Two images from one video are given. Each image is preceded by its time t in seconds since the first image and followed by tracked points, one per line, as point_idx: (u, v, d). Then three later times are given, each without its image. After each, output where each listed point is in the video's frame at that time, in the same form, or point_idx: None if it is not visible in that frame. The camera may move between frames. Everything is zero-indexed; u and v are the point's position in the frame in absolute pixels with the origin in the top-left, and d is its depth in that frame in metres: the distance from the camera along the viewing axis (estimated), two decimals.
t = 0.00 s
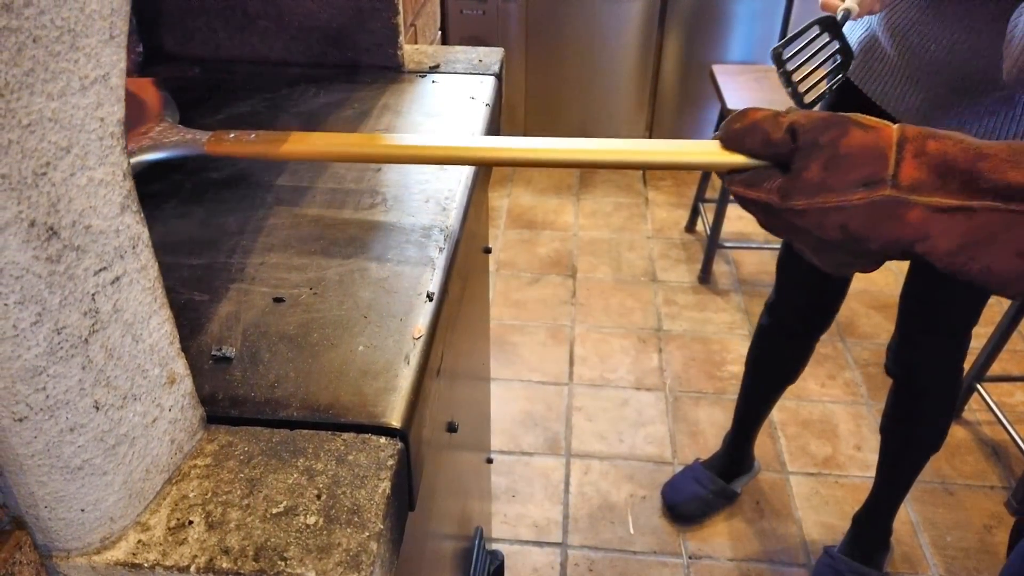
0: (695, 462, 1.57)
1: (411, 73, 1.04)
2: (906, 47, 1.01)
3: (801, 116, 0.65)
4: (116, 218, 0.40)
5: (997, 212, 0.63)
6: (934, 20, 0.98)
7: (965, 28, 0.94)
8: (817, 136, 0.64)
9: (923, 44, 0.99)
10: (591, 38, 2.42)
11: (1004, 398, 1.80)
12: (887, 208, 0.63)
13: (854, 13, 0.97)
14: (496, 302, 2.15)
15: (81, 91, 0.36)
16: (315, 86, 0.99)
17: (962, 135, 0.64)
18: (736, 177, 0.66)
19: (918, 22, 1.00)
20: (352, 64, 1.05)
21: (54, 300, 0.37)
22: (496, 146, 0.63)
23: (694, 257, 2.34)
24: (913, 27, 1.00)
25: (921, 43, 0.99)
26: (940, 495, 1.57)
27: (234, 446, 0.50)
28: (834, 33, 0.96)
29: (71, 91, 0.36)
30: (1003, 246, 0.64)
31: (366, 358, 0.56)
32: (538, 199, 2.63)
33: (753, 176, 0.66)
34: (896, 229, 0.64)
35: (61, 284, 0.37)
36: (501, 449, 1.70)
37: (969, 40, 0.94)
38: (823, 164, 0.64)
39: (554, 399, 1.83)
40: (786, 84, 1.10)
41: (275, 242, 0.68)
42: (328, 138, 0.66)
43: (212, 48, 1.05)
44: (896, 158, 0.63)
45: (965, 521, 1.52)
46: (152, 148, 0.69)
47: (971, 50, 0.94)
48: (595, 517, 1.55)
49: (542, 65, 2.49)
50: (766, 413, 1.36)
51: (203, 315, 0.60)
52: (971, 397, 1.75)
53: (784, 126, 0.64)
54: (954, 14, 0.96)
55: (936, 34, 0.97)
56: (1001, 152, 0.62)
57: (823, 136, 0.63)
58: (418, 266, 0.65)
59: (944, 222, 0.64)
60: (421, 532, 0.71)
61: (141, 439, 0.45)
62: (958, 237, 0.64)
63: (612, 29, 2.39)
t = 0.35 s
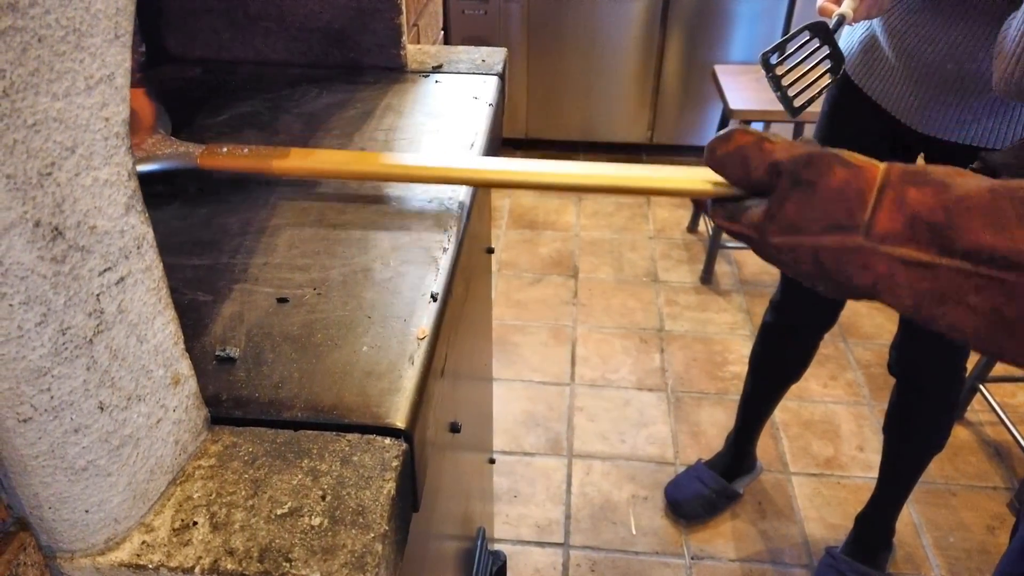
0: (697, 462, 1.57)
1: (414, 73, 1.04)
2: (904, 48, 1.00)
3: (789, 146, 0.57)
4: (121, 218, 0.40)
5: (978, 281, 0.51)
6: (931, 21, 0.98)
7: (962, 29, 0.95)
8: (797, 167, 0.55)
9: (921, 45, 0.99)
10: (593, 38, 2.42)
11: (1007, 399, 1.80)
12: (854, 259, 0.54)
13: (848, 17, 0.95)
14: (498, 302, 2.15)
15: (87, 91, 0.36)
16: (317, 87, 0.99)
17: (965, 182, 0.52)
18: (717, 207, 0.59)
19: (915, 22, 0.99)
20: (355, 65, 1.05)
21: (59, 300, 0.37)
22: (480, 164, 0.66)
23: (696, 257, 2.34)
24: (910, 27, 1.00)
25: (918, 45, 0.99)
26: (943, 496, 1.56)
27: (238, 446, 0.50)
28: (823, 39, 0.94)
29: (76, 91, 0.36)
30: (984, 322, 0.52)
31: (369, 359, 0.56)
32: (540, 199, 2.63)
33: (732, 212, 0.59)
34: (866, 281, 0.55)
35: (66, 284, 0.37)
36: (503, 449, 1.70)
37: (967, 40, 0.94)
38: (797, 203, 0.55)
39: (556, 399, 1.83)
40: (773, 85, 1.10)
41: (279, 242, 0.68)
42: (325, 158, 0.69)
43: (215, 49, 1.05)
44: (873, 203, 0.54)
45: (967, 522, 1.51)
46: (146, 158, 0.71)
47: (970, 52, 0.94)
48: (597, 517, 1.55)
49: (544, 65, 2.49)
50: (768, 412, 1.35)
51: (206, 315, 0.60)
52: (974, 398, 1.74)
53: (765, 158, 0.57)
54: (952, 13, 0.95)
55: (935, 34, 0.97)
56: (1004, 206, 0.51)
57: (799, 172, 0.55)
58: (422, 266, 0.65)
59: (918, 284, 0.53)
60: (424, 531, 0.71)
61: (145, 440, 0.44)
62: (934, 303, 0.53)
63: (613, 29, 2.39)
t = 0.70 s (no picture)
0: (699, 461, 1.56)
1: (416, 69, 1.03)
2: (911, 48, 1.00)
3: (792, 154, 0.62)
4: (118, 212, 0.39)
5: (966, 288, 0.57)
6: (935, 22, 0.97)
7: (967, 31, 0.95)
8: (795, 180, 0.60)
9: (925, 46, 0.98)
10: (594, 37, 2.41)
11: (1011, 399, 1.79)
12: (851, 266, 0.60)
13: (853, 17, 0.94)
14: (499, 301, 2.14)
15: (83, 81, 0.36)
16: (319, 84, 0.99)
17: (963, 192, 0.57)
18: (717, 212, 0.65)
19: (918, 23, 0.99)
20: (356, 62, 1.04)
21: (54, 294, 0.36)
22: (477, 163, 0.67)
23: (698, 256, 2.33)
24: (915, 28, 0.99)
25: (922, 46, 0.99)
26: (946, 496, 1.56)
27: (238, 444, 0.50)
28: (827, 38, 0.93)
29: (72, 81, 0.35)
30: (970, 323, 0.58)
31: (371, 356, 0.56)
32: (542, 198, 2.62)
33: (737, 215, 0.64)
34: (863, 287, 0.61)
35: (62, 278, 0.36)
36: (505, 448, 1.69)
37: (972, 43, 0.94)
38: (797, 215, 0.61)
39: (558, 399, 1.82)
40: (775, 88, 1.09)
41: (280, 238, 0.68)
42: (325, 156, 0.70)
43: (216, 45, 1.04)
44: (869, 214, 0.59)
45: (971, 523, 1.50)
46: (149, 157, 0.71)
47: (974, 54, 0.95)
48: (598, 517, 1.55)
49: (545, 64, 2.48)
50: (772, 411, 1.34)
51: (206, 312, 0.60)
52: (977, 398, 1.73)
53: (768, 167, 0.61)
54: (956, 15, 0.95)
55: (939, 36, 0.97)
56: (998, 219, 0.55)
57: (798, 183, 0.60)
58: (424, 262, 0.65)
59: (912, 288, 0.59)
60: (425, 531, 0.70)
61: (143, 437, 0.44)
62: (926, 304, 0.59)
63: (615, 28, 2.39)
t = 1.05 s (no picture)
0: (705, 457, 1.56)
1: (424, 61, 1.02)
2: (923, 43, 0.99)
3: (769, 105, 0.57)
4: (133, 198, 0.39)
5: (945, 235, 0.54)
6: (949, 15, 0.96)
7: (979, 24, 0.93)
8: (773, 130, 0.55)
9: (937, 40, 0.97)
10: (600, 30, 2.40)
11: (1018, 395, 1.78)
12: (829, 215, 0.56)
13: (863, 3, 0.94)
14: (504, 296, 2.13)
15: (98, 65, 0.35)
16: (326, 75, 0.98)
17: (939, 140, 0.54)
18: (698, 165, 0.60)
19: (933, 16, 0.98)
20: (364, 54, 1.04)
21: (70, 282, 0.35)
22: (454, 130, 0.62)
23: (703, 251, 2.32)
24: (930, 22, 0.99)
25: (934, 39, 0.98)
26: (953, 492, 1.55)
27: (252, 435, 0.49)
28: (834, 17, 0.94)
29: (87, 65, 0.34)
30: (946, 272, 0.55)
31: (384, 347, 0.55)
32: (546, 193, 2.61)
33: (712, 167, 0.59)
34: (840, 237, 0.57)
35: (78, 265, 0.36)
36: (510, 443, 1.69)
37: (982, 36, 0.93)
38: (774, 164, 0.56)
39: (563, 394, 1.81)
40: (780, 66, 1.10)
41: (290, 230, 0.67)
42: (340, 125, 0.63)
43: (222, 37, 1.03)
44: (847, 161, 0.55)
45: (978, 518, 1.50)
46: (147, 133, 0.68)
47: (984, 48, 0.92)
48: (604, 512, 1.54)
49: (550, 57, 2.47)
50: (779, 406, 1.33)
51: (216, 303, 0.59)
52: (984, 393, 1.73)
53: (745, 118, 0.56)
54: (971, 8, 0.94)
55: (951, 30, 0.96)
56: (978, 165, 0.53)
57: (776, 132, 0.55)
58: (436, 254, 0.64)
59: (889, 235, 0.55)
60: (433, 525, 0.69)
61: (158, 427, 0.43)
62: (903, 253, 0.55)
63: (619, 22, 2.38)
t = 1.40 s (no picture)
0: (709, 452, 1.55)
1: (431, 53, 1.02)
2: (931, 38, 0.97)
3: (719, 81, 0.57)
4: (141, 187, 0.38)
5: (910, 184, 0.53)
6: (956, 11, 0.94)
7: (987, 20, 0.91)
8: (726, 102, 0.55)
9: (944, 36, 0.96)
10: (605, 23, 2.39)
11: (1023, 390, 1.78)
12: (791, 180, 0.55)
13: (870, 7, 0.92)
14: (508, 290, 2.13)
15: (106, 51, 0.34)
16: (332, 67, 0.97)
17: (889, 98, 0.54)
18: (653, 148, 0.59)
19: (941, 12, 0.96)
20: (370, 45, 1.03)
21: (77, 271, 0.35)
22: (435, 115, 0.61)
23: (707, 246, 2.31)
24: (939, 15, 0.97)
25: (942, 35, 0.96)
26: (957, 487, 1.54)
27: (259, 428, 0.49)
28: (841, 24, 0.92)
29: (95, 51, 0.34)
30: (917, 223, 0.54)
31: (391, 340, 0.55)
32: (550, 188, 2.61)
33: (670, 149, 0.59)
34: (800, 203, 0.56)
35: (85, 255, 0.35)
36: (514, 438, 1.68)
37: (990, 32, 0.91)
38: (728, 133, 0.55)
39: (567, 389, 1.81)
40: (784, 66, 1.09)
41: (295, 223, 0.66)
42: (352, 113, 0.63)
43: (228, 27, 1.02)
44: (802, 125, 0.54)
45: (982, 514, 1.49)
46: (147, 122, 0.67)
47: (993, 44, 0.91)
48: (608, 507, 1.54)
49: (555, 50, 2.46)
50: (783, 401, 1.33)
51: (222, 295, 0.59)
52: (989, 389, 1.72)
53: (697, 94, 0.56)
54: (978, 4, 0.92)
55: (959, 26, 0.94)
56: (929, 114, 0.52)
57: (730, 103, 0.55)
58: (443, 246, 0.63)
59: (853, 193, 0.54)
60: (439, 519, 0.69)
61: (165, 419, 0.43)
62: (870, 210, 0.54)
63: (624, 14, 2.37)
